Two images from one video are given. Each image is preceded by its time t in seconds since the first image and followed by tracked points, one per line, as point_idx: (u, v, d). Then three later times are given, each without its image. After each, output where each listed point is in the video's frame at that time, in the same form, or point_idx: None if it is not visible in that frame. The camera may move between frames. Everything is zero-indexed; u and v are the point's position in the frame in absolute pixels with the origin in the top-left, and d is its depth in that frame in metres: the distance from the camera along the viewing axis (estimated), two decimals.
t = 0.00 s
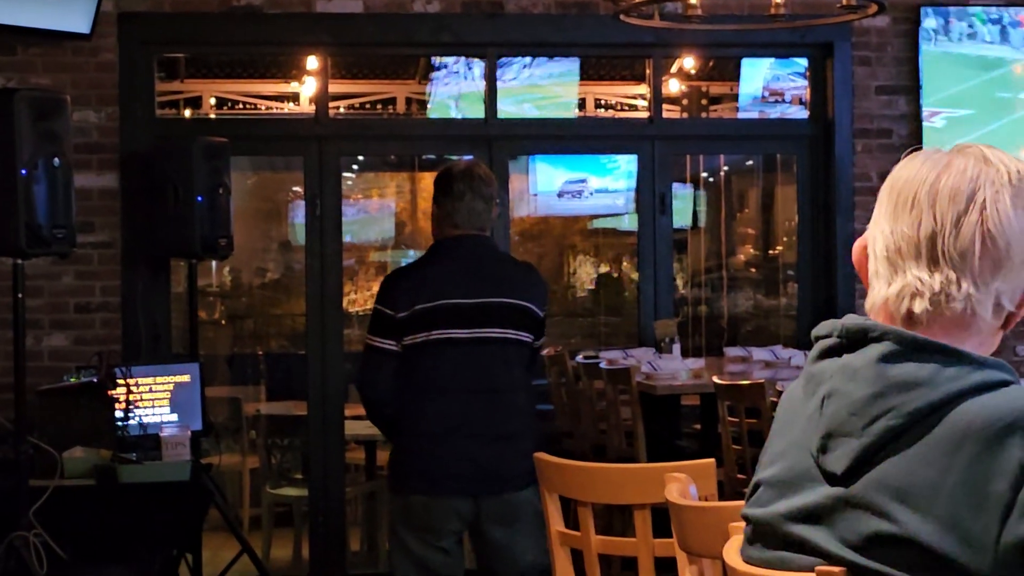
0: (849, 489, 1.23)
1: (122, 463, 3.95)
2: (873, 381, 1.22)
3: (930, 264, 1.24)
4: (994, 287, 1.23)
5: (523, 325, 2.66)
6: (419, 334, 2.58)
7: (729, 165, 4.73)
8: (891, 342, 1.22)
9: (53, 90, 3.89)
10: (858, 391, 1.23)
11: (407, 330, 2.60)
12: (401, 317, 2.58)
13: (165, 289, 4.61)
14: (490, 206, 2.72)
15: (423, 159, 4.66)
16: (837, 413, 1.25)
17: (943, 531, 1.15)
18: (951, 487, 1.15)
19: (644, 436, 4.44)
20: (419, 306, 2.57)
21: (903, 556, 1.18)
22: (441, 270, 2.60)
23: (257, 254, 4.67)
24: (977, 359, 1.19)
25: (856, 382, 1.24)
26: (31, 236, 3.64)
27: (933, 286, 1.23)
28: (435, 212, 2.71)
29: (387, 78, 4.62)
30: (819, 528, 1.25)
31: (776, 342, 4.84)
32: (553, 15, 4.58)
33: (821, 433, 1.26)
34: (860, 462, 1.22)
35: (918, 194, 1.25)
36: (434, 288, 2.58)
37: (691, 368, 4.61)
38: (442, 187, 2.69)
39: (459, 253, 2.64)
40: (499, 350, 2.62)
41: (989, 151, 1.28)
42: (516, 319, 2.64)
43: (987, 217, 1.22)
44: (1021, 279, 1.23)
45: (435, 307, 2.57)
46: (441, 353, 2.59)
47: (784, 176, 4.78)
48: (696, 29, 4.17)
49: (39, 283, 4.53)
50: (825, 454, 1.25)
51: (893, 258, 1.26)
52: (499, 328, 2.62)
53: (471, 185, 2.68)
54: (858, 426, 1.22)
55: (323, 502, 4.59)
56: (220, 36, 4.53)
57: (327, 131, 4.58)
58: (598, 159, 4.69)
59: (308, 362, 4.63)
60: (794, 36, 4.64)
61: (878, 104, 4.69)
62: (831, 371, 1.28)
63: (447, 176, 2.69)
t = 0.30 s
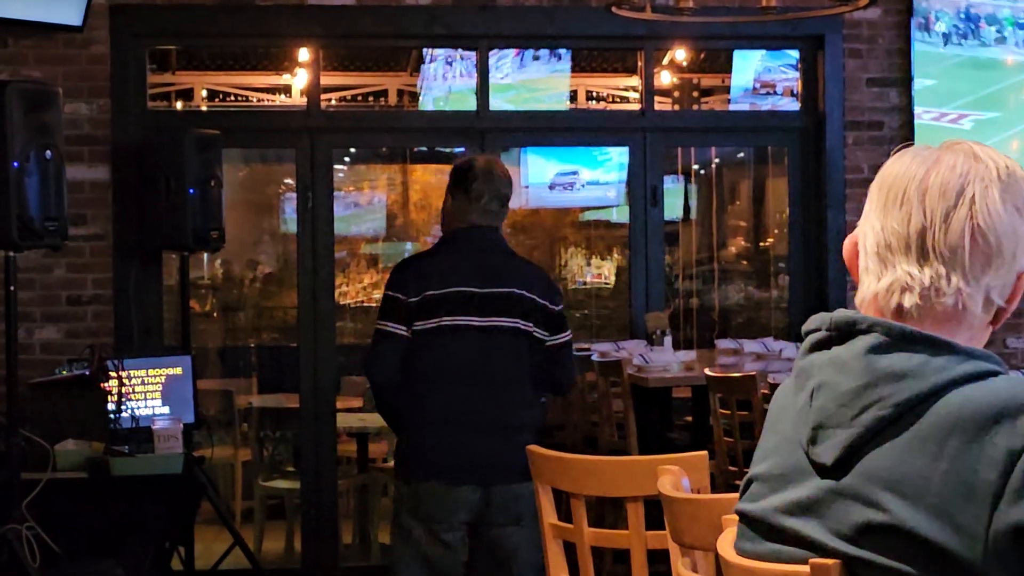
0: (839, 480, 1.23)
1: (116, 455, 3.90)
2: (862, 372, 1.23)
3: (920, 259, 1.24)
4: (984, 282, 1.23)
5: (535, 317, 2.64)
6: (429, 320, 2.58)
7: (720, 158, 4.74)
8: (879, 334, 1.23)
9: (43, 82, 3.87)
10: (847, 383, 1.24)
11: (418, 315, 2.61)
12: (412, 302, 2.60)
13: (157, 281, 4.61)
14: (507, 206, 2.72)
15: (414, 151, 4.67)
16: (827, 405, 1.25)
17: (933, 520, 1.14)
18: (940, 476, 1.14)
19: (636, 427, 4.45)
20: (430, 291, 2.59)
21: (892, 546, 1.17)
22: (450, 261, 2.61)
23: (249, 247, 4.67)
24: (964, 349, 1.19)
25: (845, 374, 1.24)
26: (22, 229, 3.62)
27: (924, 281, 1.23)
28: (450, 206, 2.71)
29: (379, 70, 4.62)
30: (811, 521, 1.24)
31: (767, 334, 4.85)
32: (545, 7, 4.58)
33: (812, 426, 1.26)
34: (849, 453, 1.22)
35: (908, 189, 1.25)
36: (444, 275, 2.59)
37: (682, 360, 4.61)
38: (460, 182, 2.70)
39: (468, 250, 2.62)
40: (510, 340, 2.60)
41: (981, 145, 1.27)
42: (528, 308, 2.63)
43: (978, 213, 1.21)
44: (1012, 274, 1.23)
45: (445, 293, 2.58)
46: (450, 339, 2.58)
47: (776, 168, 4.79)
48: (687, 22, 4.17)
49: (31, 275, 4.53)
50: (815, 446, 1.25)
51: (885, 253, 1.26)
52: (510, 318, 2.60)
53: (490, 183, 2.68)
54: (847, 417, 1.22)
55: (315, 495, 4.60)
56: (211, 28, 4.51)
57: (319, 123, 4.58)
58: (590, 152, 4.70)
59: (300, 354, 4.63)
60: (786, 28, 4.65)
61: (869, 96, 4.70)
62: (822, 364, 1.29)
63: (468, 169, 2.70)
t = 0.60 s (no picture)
0: (828, 471, 1.22)
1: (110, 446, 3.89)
2: (850, 363, 1.22)
3: (918, 249, 1.23)
4: (980, 274, 1.23)
5: (549, 299, 2.71)
6: (445, 303, 2.68)
7: (714, 148, 4.73)
8: (868, 325, 1.23)
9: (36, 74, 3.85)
10: (837, 374, 1.24)
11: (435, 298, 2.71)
12: (430, 283, 2.71)
13: (151, 272, 4.60)
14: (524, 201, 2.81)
15: (409, 142, 4.65)
16: (817, 397, 1.25)
17: (923, 509, 1.14)
18: (929, 466, 1.14)
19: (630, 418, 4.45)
20: (445, 274, 2.69)
21: (883, 536, 1.16)
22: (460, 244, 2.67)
23: (243, 238, 4.66)
24: (954, 340, 1.19)
25: (835, 365, 1.24)
26: (14, 221, 3.60)
27: (921, 271, 1.22)
28: (470, 195, 2.81)
29: (373, 61, 4.61)
30: (800, 512, 1.24)
31: (763, 325, 4.84)
32: None
33: (802, 418, 1.26)
34: (838, 443, 1.21)
35: (907, 180, 1.25)
36: (460, 259, 2.70)
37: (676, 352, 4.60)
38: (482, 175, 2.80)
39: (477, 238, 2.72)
40: (526, 323, 2.69)
41: (977, 139, 1.27)
42: (543, 293, 2.71)
43: (976, 204, 1.22)
44: (1007, 266, 1.24)
45: (461, 276, 2.68)
46: (462, 320, 2.68)
47: (770, 159, 4.78)
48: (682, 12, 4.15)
49: (25, 267, 4.52)
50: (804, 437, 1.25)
51: (881, 243, 1.26)
52: (523, 299, 2.69)
53: (508, 178, 2.78)
54: (836, 407, 1.22)
55: (309, 486, 4.59)
56: (204, 19, 4.50)
57: (312, 113, 4.56)
58: (584, 142, 4.69)
59: (294, 345, 4.63)
60: (781, 19, 4.64)
61: (864, 86, 4.69)
62: (811, 355, 1.29)
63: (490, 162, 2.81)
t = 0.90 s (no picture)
0: (824, 464, 1.22)
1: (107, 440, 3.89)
2: (846, 356, 1.23)
3: (912, 244, 1.23)
4: (975, 267, 1.22)
5: (572, 296, 2.65)
6: (467, 301, 2.60)
7: (712, 142, 4.73)
8: (863, 318, 1.23)
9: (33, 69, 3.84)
10: (833, 368, 1.24)
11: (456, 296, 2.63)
12: (450, 281, 2.62)
13: (149, 267, 4.60)
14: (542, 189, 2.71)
15: (407, 136, 4.65)
16: (813, 390, 1.25)
17: (920, 501, 1.13)
18: (925, 458, 1.14)
19: (629, 412, 4.45)
20: (467, 272, 2.60)
21: (879, 528, 1.16)
22: (466, 236, 2.63)
23: (241, 233, 4.66)
24: (950, 332, 1.19)
25: (831, 359, 1.24)
26: (10, 216, 3.59)
27: (915, 266, 1.22)
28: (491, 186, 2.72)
29: (371, 56, 4.61)
30: (795, 505, 1.24)
31: (760, 319, 4.85)
32: None
33: (798, 412, 1.26)
34: (834, 437, 1.21)
35: (900, 174, 1.24)
36: (482, 256, 2.60)
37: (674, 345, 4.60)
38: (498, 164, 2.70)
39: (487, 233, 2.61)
40: (548, 321, 2.62)
41: (971, 131, 1.26)
42: (565, 290, 2.64)
43: (970, 198, 1.21)
44: (1002, 260, 1.23)
45: (483, 274, 2.60)
46: (485, 320, 2.60)
47: (768, 153, 4.78)
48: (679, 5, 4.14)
49: (23, 262, 4.52)
50: (800, 430, 1.25)
51: (875, 238, 1.25)
52: (547, 297, 2.62)
53: (526, 165, 2.68)
54: (832, 401, 1.22)
55: (308, 480, 4.60)
56: (202, 15, 4.50)
57: (310, 108, 4.56)
58: (583, 137, 4.69)
59: (293, 340, 4.63)
60: (778, 13, 4.64)
61: (861, 80, 4.70)
62: (807, 348, 1.29)
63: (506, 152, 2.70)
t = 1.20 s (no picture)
0: (831, 460, 1.22)
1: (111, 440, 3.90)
2: (853, 351, 1.22)
3: (926, 240, 1.23)
4: (987, 266, 1.23)
5: (592, 297, 2.67)
6: (494, 306, 2.60)
7: (715, 140, 4.73)
8: (871, 314, 1.22)
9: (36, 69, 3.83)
10: (840, 363, 1.23)
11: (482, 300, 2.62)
12: (477, 285, 2.60)
13: (152, 266, 4.60)
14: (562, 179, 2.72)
15: (410, 135, 4.65)
16: (820, 386, 1.24)
17: (928, 497, 1.14)
18: (933, 453, 1.14)
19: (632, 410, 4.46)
20: (496, 277, 2.59)
21: (887, 524, 1.16)
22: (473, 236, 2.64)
23: (244, 232, 4.67)
24: (959, 328, 1.19)
25: (838, 353, 1.24)
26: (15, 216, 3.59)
27: (928, 262, 1.22)
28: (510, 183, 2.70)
29: (374, 55, 4.61)
30: (802, 500, 1.23)
31: (763, 317, 4.86)
32: None
33: (805, 407, 1.26)
34: (841, 432, 1.21)
35: (917, 169, 1.24)
36: (508, 260, 2.60)
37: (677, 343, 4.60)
38: (514, 158, 2.70)
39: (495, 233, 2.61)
40: (572, 324, 2.64)
41: (990, 130, 1.26)
42: (585, 291, 2.66)
43: (985, 197, 1.21)
44: (1014, 260, 1.23)
45: (510, 278, 2.59)
46: (511, 325, 2.60)
47: (771, 150, 4.78)
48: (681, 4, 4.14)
49: (26, 262, 4.52)
50: (808, 425, 1.24)
51: (890, 232, 1.25)
52: (571, 300, 2.64)
53: (544, 158, 2.68)
54: (840, 396, 1.21)
55: (312, 478, 4.61)
56: (204, 14, 4.49)
57: (313, 107, 4.56)
58: (585, 135, 4.69)
59: (296, 338, 4.63)
60: (781, 11, 4.64)
61: (864, 78, 4.70)
62: (815, 343, 1.28)
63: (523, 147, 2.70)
